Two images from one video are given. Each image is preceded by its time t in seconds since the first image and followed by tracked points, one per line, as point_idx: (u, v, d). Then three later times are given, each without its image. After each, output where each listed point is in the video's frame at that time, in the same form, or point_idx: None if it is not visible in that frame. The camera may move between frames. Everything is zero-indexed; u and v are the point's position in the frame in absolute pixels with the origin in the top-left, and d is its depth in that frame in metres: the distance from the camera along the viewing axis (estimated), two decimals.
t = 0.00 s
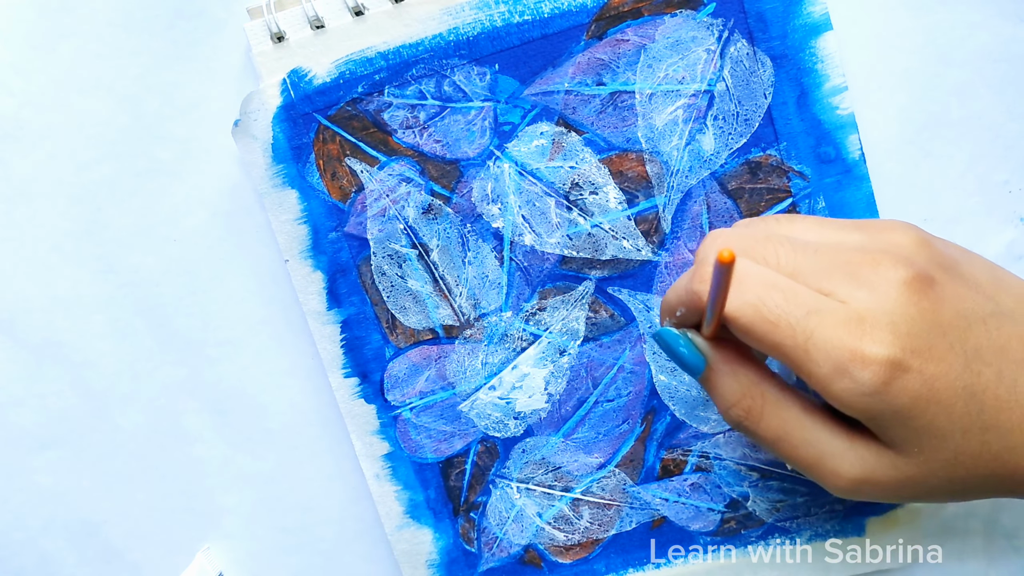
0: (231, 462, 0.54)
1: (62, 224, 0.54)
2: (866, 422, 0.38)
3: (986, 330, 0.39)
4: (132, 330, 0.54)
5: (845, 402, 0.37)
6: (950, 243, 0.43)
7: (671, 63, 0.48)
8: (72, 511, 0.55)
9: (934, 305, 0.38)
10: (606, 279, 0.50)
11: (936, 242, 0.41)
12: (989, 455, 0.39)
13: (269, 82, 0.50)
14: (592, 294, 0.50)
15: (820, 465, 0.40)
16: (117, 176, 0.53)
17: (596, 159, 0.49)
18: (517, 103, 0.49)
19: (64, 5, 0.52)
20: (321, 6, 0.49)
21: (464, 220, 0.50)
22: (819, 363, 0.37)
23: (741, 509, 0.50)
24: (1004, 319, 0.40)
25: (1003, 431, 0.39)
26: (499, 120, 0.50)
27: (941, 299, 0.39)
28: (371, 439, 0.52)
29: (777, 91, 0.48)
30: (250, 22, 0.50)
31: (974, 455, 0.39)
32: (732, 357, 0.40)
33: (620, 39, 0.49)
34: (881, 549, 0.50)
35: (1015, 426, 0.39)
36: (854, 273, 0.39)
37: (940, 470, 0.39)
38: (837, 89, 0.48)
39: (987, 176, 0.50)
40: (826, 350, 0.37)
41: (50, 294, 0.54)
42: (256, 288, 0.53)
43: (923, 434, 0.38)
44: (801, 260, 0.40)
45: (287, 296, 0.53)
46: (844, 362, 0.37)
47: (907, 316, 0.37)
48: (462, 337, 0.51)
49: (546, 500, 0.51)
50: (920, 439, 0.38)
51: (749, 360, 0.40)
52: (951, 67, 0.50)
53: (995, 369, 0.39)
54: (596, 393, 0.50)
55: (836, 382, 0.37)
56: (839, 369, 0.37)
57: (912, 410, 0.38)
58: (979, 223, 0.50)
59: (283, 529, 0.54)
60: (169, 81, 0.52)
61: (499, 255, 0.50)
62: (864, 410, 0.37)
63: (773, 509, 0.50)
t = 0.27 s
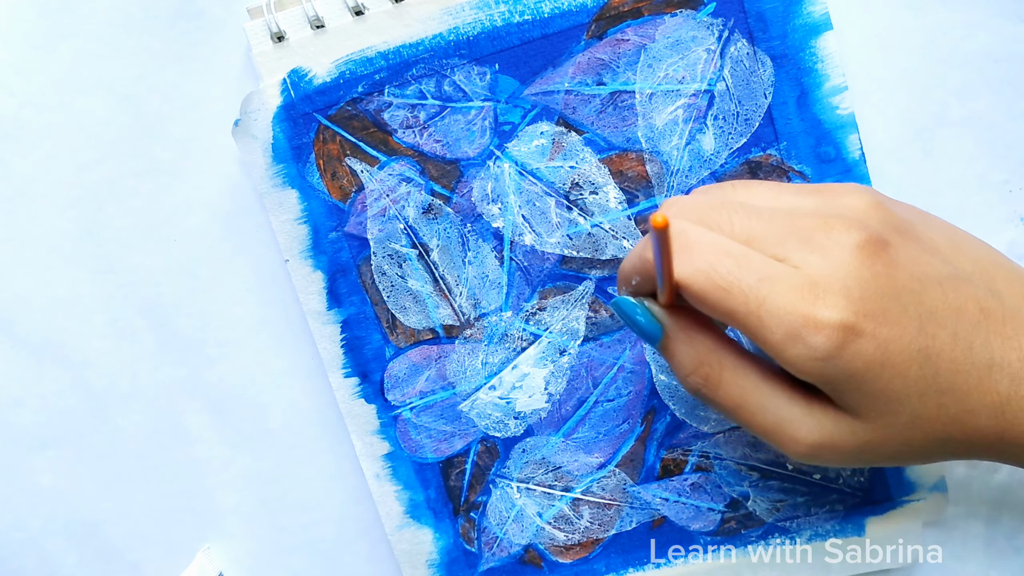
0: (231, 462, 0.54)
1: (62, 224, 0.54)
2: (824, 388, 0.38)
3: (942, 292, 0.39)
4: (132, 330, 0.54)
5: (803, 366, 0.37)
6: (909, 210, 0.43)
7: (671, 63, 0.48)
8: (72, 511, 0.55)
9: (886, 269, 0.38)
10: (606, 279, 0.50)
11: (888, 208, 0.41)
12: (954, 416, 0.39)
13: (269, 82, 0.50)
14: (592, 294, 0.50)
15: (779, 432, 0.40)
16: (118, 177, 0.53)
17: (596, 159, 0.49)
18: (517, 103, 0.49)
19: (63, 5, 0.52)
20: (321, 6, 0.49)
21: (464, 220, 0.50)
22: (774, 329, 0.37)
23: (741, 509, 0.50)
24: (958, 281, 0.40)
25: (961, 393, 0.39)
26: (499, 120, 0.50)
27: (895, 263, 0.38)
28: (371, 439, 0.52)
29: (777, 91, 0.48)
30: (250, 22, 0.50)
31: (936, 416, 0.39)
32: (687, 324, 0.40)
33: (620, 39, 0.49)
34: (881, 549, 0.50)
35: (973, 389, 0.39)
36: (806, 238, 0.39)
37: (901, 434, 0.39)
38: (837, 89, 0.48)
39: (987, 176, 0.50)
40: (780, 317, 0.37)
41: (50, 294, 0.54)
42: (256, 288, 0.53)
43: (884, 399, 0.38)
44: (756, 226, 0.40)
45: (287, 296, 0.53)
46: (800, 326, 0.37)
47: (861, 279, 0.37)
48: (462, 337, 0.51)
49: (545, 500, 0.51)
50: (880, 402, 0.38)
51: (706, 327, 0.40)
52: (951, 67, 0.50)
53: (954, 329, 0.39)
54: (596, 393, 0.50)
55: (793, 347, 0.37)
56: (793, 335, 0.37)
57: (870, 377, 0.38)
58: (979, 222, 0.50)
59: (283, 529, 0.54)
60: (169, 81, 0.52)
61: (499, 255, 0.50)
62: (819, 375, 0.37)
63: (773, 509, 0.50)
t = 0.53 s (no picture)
0: (231, 462, 0.54)
1: (62, 224, 0.54)
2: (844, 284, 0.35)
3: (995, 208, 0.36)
4: (132, 330, 0.54)
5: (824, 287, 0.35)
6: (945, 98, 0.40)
7: (671, 63, 0.48)
8: (72, 511, 0.55)
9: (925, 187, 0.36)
10: (606, 279, 0.50)
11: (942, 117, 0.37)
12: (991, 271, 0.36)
13: (269, 82, 0.50)
14: (592, 294, 0.50)
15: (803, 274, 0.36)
16: (117, 176, 0.53)
17: (596, 159, 0.49)
18: (517, 103, 0.49)
19: (63, 5, 0.52)
20: (321, 6, 0.49)
21: (464, 220, 0.50)
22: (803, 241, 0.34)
23: (741, 509, 0.50)
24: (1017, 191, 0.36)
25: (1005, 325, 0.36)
26: (499, 120, 0.50)
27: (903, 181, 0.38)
28: (371, 439, 0.52)
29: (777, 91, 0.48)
30: (250, 22, 0.50)
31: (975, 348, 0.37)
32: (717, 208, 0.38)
33: (620, 39, 0.49)
34: (881, 549, 0.50)
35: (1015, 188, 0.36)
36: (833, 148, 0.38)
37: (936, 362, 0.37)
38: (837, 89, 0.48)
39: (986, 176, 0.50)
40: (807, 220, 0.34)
41: (50, 294, 0.54)
42: (255, 288, 0.53)
43: (908, 324, 0.36)
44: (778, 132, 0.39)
45: (287, 296, 0.53)
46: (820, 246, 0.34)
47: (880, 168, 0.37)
48: (462, 337, 0.51)
49: (545, 499, 0.51)
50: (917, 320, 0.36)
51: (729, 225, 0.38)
52: (951, 67, 0.50)
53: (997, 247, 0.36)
54: (596, 393, 0.50)
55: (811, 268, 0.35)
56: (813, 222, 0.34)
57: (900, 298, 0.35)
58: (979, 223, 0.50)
59: (283, 529, 0.54)
60: (169, 81, 0.52)
61: (499, 255, 0.50)
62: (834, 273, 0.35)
63: (773, 509, 0.50)
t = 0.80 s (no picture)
0: (231, 461, 0.54)
1: (62, 224, 0.54)
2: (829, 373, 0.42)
3: (945, 298, 0.41)
4: (132, 330, 0.54)
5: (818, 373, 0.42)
6: (904, 193, 0.43)
7: (672, 63, 0.48)
8: (72, 511, 0.55)
9: (880, 282, 0.41)
10: (606, 279, 0.50)
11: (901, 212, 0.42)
12: (965, 353, 0.41)
13: (269, 82, 0.50)
14: (592, 294, 0.50)
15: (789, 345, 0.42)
16: (117, 176, 0.53)
17: (596, 159, 0.49)
18: (517, 103, 0.49)
19: (63, 5, 0.52)
20: (322, 6, 0.49)
21: (464, 220, 0.50)
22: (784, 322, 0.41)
23: (741, 509, 0.50)
24: (969, 280, 0.41)
25: (972, 405, 0.42)
26: (499, 120, 0.50)
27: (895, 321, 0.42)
28: (371, 439, 0.52)
29: (777, 91, 0.48)
30: (250, 22, 0.50)
31: (957, 406, 0.42)
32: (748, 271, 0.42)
33: (621, 39, 0.49)
34: (881, 549, 0.50)
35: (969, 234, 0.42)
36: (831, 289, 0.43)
37: (920, 422, 0.42)
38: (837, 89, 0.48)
39: (986, 176, 0.50)
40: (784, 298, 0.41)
41: (50, 294, 0.54)
42: (255, 288, 0.53)
43: (886, 397, 0.41)
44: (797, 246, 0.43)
45: (287, 296, 0.53)
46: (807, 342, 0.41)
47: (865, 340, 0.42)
48: (462, 337, 0.51)
49: (546, 499, 0.51)
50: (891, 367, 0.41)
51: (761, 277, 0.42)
52: (951, 67, 0.50)
53: (962, 327, 0.41)
54: (596, 393, 0.50)
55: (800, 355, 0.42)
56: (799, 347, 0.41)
57: (871, 374, 0.41)
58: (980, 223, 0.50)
59: (283, 529, 0.54)
60: (169, 81, 0.52)
61: (499, 255, 0.50)
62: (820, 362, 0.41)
63: (773, 509, 0.50)
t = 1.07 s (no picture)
0: (231, 461, 0.54)
1: (62, 223, 0.54)
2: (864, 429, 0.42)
3: (974, 333, 0.41)
4: (132, 330, 0.54)
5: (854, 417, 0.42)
6: (931, 228, 0.43)
7: (672, 63, 0.48)
8: (72, 511, 0.55)
9: (908, 321, 0.42)
10: (606, 279, 0.50)
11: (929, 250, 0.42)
12: (999, 387, 0.41)
13: (269, 82, 0.50)
14: (592, 294, 0.50)
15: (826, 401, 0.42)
16: (117, 176, 0.53)
17: (596, 159, 0.49)
18: (517, 103, 0.49)
19: (64, 5, 0.52)
20: (322, 5, 0.49)
21: (464, 220, 0.50)
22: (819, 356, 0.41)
23: (741, 509, 0.50)
24: (998, 314, 0.41)
25: (1010, 440, 0.41)
26: (499, 120, 0.50)
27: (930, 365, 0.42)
28: (371, 439, 0.52)
29: (777, 91, 0.48)
30: (250, 22, 0.50)
31: (995, 442, 0.41)
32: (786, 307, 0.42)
33: (621, 39, 0.48)
34: (881, 549, 0.50)
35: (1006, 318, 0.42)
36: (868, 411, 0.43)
37: (958, 460, 0.42)
38: (837, 89, 0.48)
39: (986, 176, 0.50)
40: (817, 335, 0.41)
41: (50, 294, 0.54)
42: (255, 288, 0.53)
43: (922, 437, 0.41)
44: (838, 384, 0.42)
45: (287, 296, 0.53)
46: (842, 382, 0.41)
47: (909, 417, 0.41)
48: (462, 337, 0.51)
49: (546, 499, 0.51)
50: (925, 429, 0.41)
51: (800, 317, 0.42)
52: (951, 67, 0.50)
53: (994, 361, 0.41)
54: (596, 393, 0.50)
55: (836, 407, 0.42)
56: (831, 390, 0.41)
57: (903, 404, 0.41)
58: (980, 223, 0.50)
59: (283, 529, 0.54)
60: (169, 81, 0.52)
61: (499, 255, 0.50)
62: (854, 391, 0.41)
63: (773, 509, 0.50)
